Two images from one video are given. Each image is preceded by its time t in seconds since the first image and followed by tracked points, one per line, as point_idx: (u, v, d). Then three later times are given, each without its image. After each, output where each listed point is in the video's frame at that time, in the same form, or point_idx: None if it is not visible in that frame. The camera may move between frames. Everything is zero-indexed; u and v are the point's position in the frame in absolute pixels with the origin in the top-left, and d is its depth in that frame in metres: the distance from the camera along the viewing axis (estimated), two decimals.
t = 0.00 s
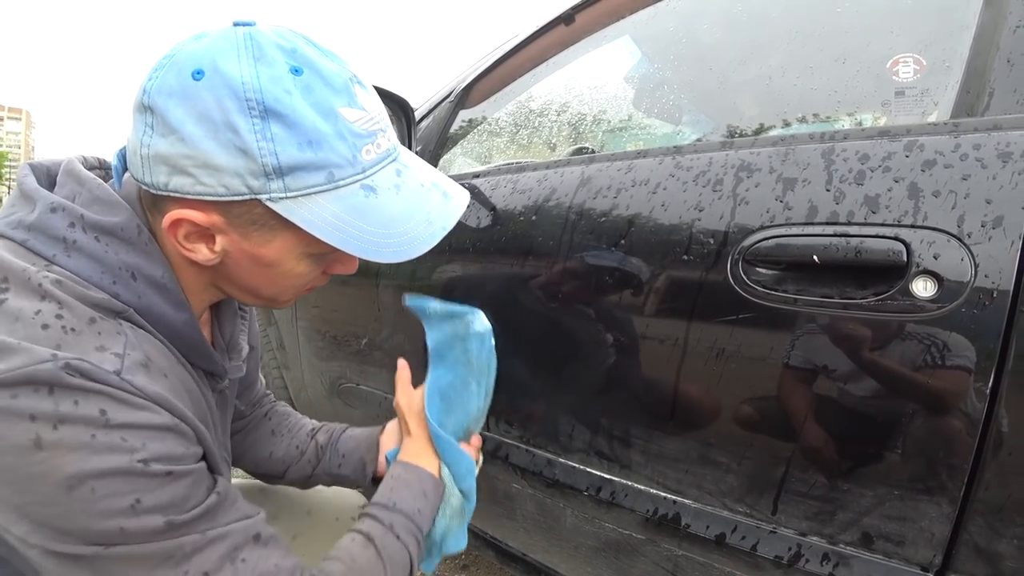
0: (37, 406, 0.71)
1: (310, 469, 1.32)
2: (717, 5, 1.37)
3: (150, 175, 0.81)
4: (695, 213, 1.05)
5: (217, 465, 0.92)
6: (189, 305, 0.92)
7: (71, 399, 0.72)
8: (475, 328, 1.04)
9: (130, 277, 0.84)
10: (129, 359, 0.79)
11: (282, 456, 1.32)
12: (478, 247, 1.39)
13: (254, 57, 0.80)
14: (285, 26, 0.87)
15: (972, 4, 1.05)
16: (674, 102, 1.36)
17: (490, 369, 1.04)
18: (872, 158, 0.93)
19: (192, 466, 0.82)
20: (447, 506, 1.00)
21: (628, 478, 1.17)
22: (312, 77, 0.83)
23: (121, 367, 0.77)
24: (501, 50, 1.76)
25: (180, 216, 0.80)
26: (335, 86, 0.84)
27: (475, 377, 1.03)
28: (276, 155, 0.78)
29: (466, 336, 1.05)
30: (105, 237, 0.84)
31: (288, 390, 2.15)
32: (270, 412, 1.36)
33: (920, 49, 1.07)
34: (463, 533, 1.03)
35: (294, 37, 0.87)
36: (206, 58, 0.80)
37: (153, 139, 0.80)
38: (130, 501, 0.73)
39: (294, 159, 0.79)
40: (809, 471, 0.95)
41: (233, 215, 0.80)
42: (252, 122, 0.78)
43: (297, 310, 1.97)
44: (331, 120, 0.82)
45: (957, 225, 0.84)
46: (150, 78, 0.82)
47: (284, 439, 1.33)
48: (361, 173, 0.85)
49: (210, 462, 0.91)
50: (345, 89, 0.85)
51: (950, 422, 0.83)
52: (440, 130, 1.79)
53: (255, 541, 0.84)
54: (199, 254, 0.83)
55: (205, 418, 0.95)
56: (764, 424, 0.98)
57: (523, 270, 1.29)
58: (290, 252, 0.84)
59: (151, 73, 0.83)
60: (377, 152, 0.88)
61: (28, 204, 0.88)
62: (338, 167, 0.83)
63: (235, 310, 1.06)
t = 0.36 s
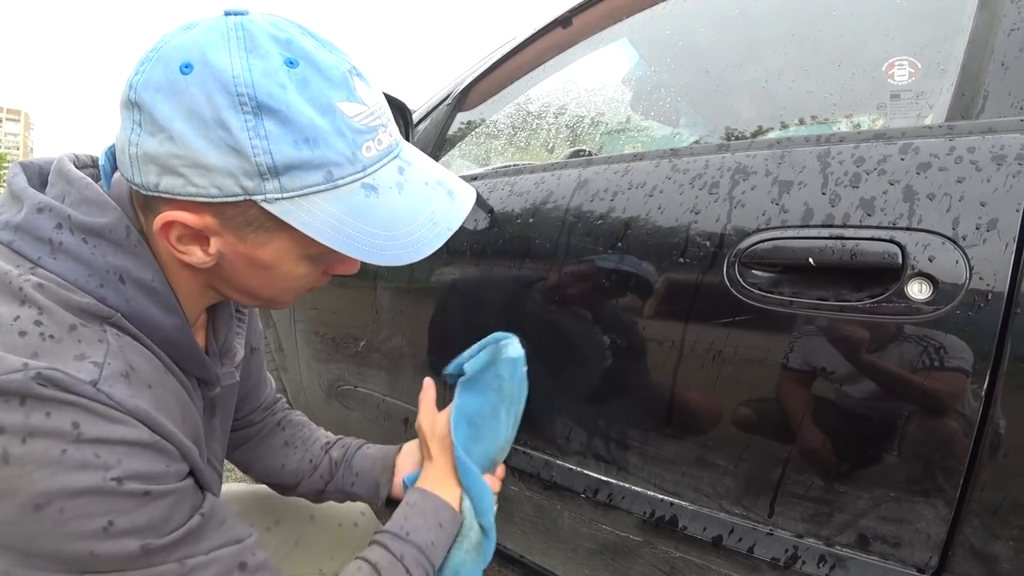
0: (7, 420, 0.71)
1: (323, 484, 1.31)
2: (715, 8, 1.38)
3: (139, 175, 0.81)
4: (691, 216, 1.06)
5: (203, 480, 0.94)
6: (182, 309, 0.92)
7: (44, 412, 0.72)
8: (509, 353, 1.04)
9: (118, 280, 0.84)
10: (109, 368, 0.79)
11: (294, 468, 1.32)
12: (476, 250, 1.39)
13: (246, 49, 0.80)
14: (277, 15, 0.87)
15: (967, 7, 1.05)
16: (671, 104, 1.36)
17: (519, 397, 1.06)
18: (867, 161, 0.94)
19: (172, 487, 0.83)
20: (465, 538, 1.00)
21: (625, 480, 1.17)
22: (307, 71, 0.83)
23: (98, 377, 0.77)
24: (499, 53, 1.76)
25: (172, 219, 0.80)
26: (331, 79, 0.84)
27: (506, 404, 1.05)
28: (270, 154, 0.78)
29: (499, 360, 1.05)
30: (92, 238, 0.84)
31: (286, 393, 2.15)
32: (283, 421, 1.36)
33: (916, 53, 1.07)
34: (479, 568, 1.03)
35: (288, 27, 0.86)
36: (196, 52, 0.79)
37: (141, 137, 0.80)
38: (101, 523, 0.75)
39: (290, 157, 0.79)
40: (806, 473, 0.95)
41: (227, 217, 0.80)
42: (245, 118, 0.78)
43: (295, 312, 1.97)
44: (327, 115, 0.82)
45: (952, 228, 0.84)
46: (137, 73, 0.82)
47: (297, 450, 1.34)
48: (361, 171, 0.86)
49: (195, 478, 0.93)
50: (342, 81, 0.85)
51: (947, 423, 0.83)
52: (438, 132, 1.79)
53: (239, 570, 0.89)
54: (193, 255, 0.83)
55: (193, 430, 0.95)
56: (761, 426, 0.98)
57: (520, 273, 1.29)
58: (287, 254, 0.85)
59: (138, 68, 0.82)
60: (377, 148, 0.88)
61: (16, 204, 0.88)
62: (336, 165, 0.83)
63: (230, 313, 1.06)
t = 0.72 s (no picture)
0: (12, 430, 0.71)
1: (353, 483, 1.30)
2: (711, 9, 1.38)
3: (138, 179, 0.81)
4: (688, 217, 1.06)
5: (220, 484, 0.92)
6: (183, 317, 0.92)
7: (51, 419, 0.72)
8: (547, 335, 1.01)
9: (116, 289, 0.84)
10: (114, 374, 0.78)
11: (322, 470, 1.32)
12: (474, 251, 1.39)
13: (250, 50, 0.79)
14: (283, 14, 0.87)
15: (963, 7, 1.05)
16: (668, 105, 1.36)
17: (557, 379, 1.01)
18: (863, 161, 0.94)
19: (187, 488, 0.82)
20: (502, 524, 0.96)
21: (623, 481, 1.17)
22: (314, 71, 0.82)
23: (104, 383, 0.77)
24: (496, 54, 1.77)
25: (173, 227, 0.80)
26: (338, 82, 0.83)
27: (542, 391, 1.00)
28: (275, 159, 0.78)
29: (538, 342, 1.02)
30: (89, 246, 0.84)
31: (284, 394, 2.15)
32: (305, 424, 1.36)
33: (912, 53, 1.07)
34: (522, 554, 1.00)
35: (295, 26, 0.86)
36: (198, 52, 0.79)
37: (140, 140, 0.80)
38: (118, 531, 0.74)
39: (295, 163, 0.79)
40: (803, 474, 0.96)
41: (228, 224, 0.80)
42: (249, 122, 0.77)
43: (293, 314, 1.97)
44: (335, 119, 0.82)
45: (948, 228, 0.84)
46: (136, 73, 0.81)
47: (322, 453, 1.34)
48: (370, 178, 0.85)
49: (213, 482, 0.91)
50: (351, 83, 0.85)
51: (945, 424, 0.83)
52: (436, 134, 1.80)
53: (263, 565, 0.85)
54: (194, 264, 0.83)
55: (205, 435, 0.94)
56: (758, 427, 0.98)
57: (518, 274, 1.29)
58: (292, 263, 0.85)
59: (138, 68, 0.82)
60: (387, 155, 0.88)
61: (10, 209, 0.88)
62: (345, 172, 0.82)
63: (234, 320, 1.06)
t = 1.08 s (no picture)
0: (19, 501, 0.70)
1: (361, 486, 1.30)
2: (709, 9, 1.38)
3: (132, 214, 0.80)
4: (686, 218, 1.06)
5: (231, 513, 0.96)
6: (184, 351, 0.91)
7: (58, 488, 0.72)
8: (562, 326, 0.96)
9: (112, 331, 0.83)
10: (120, 432, 0.78)
11: (327, 473, 1.32)
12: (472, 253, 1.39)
13: (253, 71, 0.78)
14: (280, 27, 0.85)
15: (960, 7, 1.05)
16: (666, 105, 1.36)
17: (569, 372, 0.95)
18: (861, 161, 0.94)
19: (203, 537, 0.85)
20: (509, 515, 0.97)
21: (622, 482, 1.17)
22: (322, 91, 0.81)
23: (110, 445, 0.76)
24: (494, 55, 1.77)
25: (173, 265, 0.79)
26: (348, 101, 0.82)
27: (553, 382, 0.95)
28: (285, 189, 0.77)
29: (552, 333, 0.96)
30: (80, 284, 0.82)
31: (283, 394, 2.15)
32: (306, 427, 1.36)
33: (909, 53, 1.07)
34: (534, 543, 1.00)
35: (296, 41, 0.84)
36: (196, 74, 0.77)
37: (133, 171, 0.78)
38: None
39: (308, 194, 0.78)
40: (801, 475, 0.96)
41: (235, 259, 0.80)
42: (256, 151, 0.76)
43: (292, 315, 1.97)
44: (346, 142, 0.81)
45: (946, 229, 0.84)
46: (125, 97, 0.79)
47: (327, 455, 1.33)
48: (386, 205, 0.85)
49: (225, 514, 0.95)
50: (362, 103, 0.84)
51: (943, 423, 0.83)
52: (434, 135, 1.80)
53: None
54: (195, 300, 0.82)
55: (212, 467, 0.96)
56: (757, 428, 0.98)
57: (517, 276, 1.29)
58: (298, 293, 0.85)
59: (125, 90, 0.80)
60: (402, 177, 0.87)
61: None
62: (359, 200, 0.82)
63: (237, 344, 1.05)
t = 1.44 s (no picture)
0: (40, 504, 0.71)
1: (332, 482, 1.31)
2: (709, 10, 1.38)
3: (151, 222, 0.79)
4: (685, 218, 1.06)
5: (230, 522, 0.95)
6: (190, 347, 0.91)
7: (77, 492, 0.72)
8: (517, 352, 1.01)
9: (127, 334, 0.82)
10: (136, 438, 0.79)
11: (302, 468, 1.32)
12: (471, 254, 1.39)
13: (270, 86, 0.77)
14: (292, 41, 0.85)
15: (959, 8, 1.05)
16: (666, 106, 1.36)
17: (526, 398, 1.02)
18: (860, 163, 0.94)
19: (209, 543, 0.85)
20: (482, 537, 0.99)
21: (621, 482, 1.17)
22: (336, 106, 0.81)
23: (129, 451, 0.77)
24: (493, 56, 1.77)
25: (188, 270, 0.79)
26: (360, 115, 0.82)
27: (514, 407, 1.00)
28: (301, 201, 0.77)
29: (509, 359, 1.01)
30: (95, 289, 0.81)
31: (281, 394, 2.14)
32: (285, 420, 1.35)
33: (908, 55, 1.07)
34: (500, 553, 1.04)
35: (309, 55, 0.84)
36: (214, 88, 0.77)
37: (151, 182, 0.78)
38: None
39: (322, 205, 0.78)
40: (800, 475, 0.96)
41: (248, 264, 0.80)
42: (273, 164, 0.76)
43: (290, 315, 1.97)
44: (359, 155, 0.81)
45: (945, 230, 0.84)
46: (143, 109, 0.78)
47: (303, 450, 1.33)
48: (394, 214, 0.85)
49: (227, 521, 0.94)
50: (373, 116, 0.84)
51: (942, 424, 0.83)
52: (434, 135, 1.79)
53: None
54: (208, 302, 0.82)
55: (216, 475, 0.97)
56: (756, 428, 0.98)
57: (517, 276, 1.29)
58: (309, 295, 0.85)
59: (143, 102, 0.79)
60: (409, 187, 0.87)
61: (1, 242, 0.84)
62: (370, 210, 0.82)
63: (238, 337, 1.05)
